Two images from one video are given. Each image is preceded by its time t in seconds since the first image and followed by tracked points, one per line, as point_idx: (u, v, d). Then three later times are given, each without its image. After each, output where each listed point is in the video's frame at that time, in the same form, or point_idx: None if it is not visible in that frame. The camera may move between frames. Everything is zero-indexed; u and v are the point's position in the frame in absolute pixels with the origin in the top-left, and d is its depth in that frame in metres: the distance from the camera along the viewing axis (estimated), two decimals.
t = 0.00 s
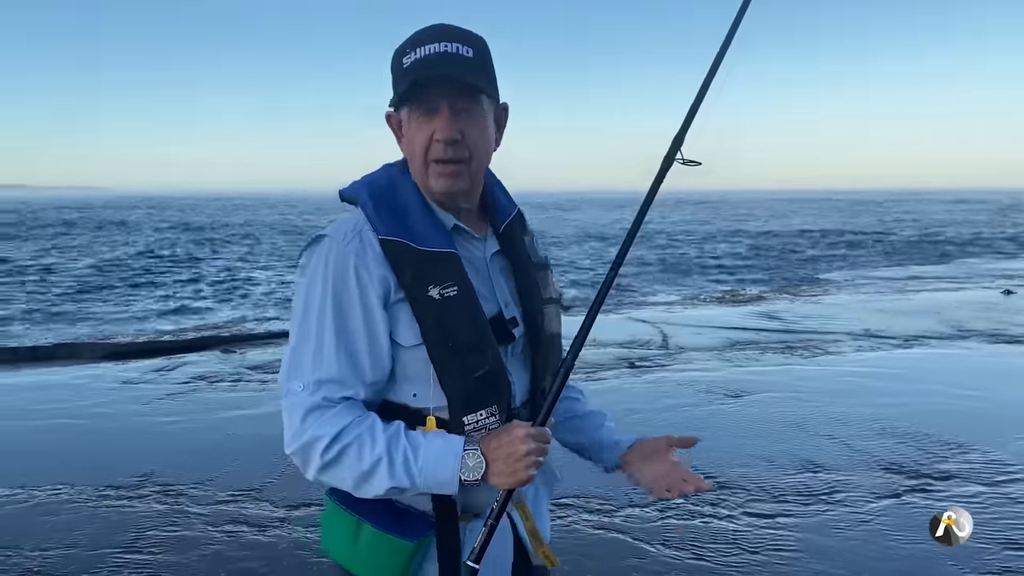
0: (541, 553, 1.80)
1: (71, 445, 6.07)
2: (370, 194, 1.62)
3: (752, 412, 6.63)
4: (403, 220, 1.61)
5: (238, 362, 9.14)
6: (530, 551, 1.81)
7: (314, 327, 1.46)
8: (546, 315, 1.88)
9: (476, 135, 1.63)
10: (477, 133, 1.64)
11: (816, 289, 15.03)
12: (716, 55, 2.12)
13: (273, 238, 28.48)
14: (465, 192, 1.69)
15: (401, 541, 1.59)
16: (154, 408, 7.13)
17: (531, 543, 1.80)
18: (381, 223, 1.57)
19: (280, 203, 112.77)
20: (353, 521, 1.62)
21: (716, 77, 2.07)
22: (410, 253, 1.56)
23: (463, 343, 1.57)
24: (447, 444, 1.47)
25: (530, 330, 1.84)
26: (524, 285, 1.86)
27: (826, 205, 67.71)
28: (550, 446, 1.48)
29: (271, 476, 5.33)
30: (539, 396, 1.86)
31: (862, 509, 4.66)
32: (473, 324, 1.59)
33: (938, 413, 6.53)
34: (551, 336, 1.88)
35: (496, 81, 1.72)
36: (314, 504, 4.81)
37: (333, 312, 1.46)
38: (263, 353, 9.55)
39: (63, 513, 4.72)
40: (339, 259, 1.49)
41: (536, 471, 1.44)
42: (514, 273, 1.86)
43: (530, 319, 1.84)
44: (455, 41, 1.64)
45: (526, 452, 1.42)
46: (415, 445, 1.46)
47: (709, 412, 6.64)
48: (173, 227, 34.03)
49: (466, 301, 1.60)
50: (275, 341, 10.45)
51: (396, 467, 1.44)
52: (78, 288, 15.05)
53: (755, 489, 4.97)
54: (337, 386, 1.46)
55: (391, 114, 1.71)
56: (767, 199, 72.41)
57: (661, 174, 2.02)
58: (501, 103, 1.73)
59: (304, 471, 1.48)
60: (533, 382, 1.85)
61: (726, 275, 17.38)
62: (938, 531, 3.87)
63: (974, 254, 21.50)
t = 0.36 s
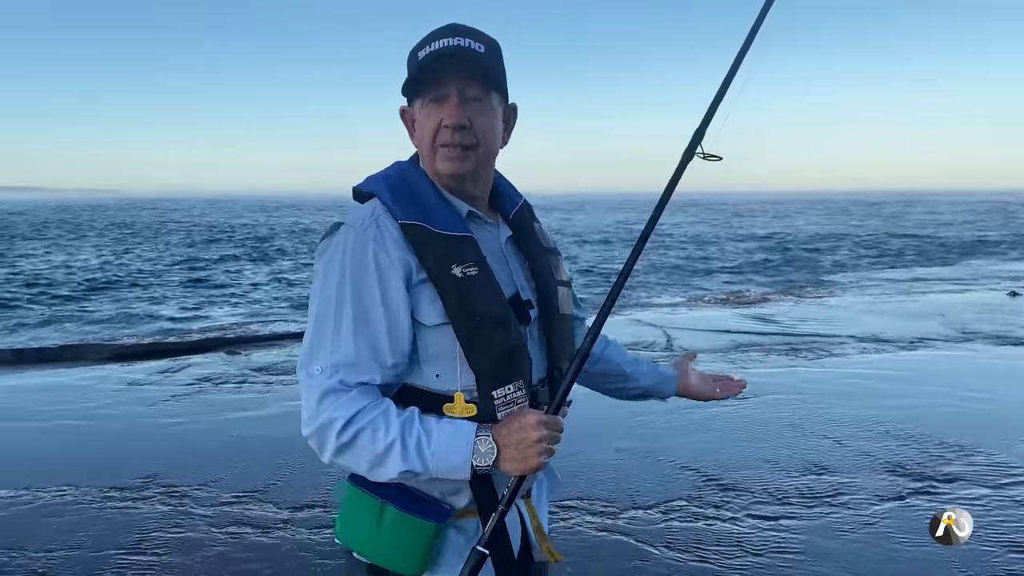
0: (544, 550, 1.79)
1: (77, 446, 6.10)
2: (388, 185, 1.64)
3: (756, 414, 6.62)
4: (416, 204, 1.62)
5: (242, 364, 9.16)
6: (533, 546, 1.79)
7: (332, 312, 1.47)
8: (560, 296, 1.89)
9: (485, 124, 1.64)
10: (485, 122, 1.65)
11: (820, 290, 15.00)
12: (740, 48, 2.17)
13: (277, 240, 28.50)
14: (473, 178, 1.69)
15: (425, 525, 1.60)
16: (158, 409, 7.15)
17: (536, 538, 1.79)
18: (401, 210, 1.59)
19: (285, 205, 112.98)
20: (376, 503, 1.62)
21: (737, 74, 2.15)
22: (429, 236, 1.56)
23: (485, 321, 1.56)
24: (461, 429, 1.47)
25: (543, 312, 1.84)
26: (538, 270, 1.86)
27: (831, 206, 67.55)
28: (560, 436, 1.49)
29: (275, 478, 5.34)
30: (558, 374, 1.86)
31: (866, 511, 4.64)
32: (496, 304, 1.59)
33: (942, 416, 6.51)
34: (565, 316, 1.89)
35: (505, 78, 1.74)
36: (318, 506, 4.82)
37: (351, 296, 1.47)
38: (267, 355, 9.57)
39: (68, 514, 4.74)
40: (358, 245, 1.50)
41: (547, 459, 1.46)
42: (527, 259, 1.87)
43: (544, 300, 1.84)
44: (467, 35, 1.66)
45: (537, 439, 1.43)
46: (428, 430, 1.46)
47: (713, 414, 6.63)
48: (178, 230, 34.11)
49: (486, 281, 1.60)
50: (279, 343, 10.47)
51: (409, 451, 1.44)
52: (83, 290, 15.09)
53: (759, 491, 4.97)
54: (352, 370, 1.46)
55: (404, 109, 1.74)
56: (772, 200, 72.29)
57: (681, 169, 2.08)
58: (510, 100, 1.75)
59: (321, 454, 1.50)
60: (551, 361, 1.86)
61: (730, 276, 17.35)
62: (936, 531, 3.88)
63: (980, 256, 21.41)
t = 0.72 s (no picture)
0: (574, 547, 1.77)
1: (79, 448, 6.10)
2: (361, 215, 1.60)
3: (759, 416, 6.61)
4: (397, 232, 1.59)
5: (244, 366, 9.16)
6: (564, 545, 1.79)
7: (315, 353, 1.43)
8: (546, 307, 1.90)
9: (466, 157, 1.64)
10: (466, 155, 1.64)
11: (823, 292, 14.98)
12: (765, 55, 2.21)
13: (279, 241, 28.52)
14: (453, 210, 1.71)
15: (445, 553, 1.60)
16: (161, 411, 7.16)
17: (564, 538, 1.77)
18: (377, 240, 1.55)
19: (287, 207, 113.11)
20: (393, 535, 1.60)
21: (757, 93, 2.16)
22: (413, 264, 1.53)
23: (476, 345, 1.54)
24: (460, 465, 1.47)
25: (535, 324, 1.85)
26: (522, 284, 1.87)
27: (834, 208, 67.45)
28: (560, 466, 1.51)
29: (277, 480, 5.34)
30: (556, 388, 1.86)
31: (868, 513, 4.63)
32: (485, 326, 1.57)
33: (945, 417, 6.50)
34: (552, 326, 1.90)
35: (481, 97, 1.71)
36: (320, 509, 4.82)
37: (337, 334, 1.43)
38: (269, 357, 9.58)
39: (70, 516, 4.74)
40: (337, 280, 1.47)
41: (546, 494, 1.49)
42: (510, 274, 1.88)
43: (533, 312, 1.86)
44: (443, 64, 1.62)
45: (540, 477, 1.46)
46: (428, 468, 1.45)
47: (715, 416, 6.62)
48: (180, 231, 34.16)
49: (473, 302, 1.58)
50: (281, 344, 10.47)
51: (410, 490, 1.43)
52: (86, 291, 15.11)
53: (761, 494, 4.96)
54: (343, 410, 1.43)
55: (375, 131, 1.69)
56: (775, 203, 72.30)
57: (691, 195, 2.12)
58: (485, 118, 1.73)
59: (317, 497, 1.46)
60: (548, 373, 1.85)
61: (732, 277, 17.35)
62: (936, 532, 3.87)
63: (983, 258, 21.37)
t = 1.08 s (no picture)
0: (563, 550, 1.83)
1: (80, 450, 6.09)
2: (359, 217, 1.58)
3: (761, 418, 6.60)
4: (395, 235, 1.57)
5: (246, 367, 9.16)
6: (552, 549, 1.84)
7: (316, 368, 1.41)
8: (545, 305, 1.90)
9: (459, 151, 1.61)
10: (460, 149, 1.61)
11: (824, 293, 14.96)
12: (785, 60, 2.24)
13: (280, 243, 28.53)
14: (450, 208, 1.67)
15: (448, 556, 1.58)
16: (163, 412, 7.16)
17: (554, 542, 1.83)
18: (377, 246, 1.52)
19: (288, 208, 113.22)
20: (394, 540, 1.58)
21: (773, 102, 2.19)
22: (417, 273, 1.52)
23: (480, 354, 1.53)
24: (466, 478, 1.46)
25: (535, 326, 1.85)
26: (524, 282, 1.87)
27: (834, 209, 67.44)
28: (569, 479, 1.49)
29: (278, 482, 5.33)
30: (557, 387, 1.87)
31: (870, 515, 4.62)
32: (489, 334, 1.56)
33: (947, 419, 6.48)
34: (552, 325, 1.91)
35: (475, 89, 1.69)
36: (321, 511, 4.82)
37: (338, 348, 1.42)
38: (270, 358, 9.58)
39: (71, 518, 4.74)
40: (338, 294, 1.45)
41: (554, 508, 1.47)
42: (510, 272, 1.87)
43: (533, 310, 1.85)
44: (434, 54, 1.60)
45: (549, 492, 1.44)
46: (432, 482, 1.44)
47: (717, 417, 6.62)
48: (181, 232, 34.19)
49: (476, 311, 1.57)
50: (282, 346, 10.46)
51: (414, 505, 1.42)
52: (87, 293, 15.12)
53: (763, 495, 4.95)
54: (345, 426, 1.42)
55: (368, 128, 1.67)
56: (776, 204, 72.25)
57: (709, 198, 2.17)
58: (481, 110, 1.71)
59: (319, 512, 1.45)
60: (549, 373, 1.86)
61: (734, 279, 17.35)
62: (936, 533, 3.86)
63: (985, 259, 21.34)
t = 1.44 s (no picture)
0: (554, 560, 1.75)
1: (80, 451, 6.09)
2: (354, 215, 1.58)
3: (761, 419, 6.61)
4: (392, 235, 1.57)
5: (246, 369, 9.16)
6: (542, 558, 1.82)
7: (308, 365, 1.40)
8: (541, 313, 1.90)
9: (457, 145, 1.61)
10: (458, 143, 1.62)
11: (824, 295, 14.96)
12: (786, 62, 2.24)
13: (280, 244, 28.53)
14: (448, 205, 1.68)
15: (439, 564, 1.57)
16: (163, 414, 7.16)
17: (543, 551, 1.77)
18: (373, 245, 1.52)
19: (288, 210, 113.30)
20: (382, 544, 1.56)
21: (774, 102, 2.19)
22: (412, 273, 1.51)
23: (473, 356, 1.53)
24: (459, 479, 1.46)
25: (530, 333, 1.84)
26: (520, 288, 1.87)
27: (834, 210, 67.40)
28: (563, 480, 1.50)
29: (278, 484, 5.33)
30: (549, 396, 1.86)
31: (871, 515, 4.63)
32: (483, 338, 1.56)
33: (947, 420, 6.49)
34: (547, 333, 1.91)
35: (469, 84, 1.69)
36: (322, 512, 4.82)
37: (331, 345, 1.41)
38: (271, 359, 9.58)
39: (73, 519, 4.74)
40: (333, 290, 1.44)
41: (549, 509, 1.47)
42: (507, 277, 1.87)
43: (529, 318, 1.85)
44: (427, 50, 1.60)
45: (544, 491, 1.44)
46: (425, 482, 1.44)
47: (717, 418, 6.62)
48: (181, 234, 34.19)
49: (470, 314, 1.57)
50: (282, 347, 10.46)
51: (407, 506, 1.41)
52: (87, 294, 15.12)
53: (763, 497, 4.95)
54: (337, 424, 1.41)
55: (363, 129, 1.67)
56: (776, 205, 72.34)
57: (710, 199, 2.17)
58: (476, 106, 1.71)
59: (308, 513, 1.43)
60: (542, 383, 1.86)
61: (734, 280, 17.35)
62: (936, 533, 3.87)
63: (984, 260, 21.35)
